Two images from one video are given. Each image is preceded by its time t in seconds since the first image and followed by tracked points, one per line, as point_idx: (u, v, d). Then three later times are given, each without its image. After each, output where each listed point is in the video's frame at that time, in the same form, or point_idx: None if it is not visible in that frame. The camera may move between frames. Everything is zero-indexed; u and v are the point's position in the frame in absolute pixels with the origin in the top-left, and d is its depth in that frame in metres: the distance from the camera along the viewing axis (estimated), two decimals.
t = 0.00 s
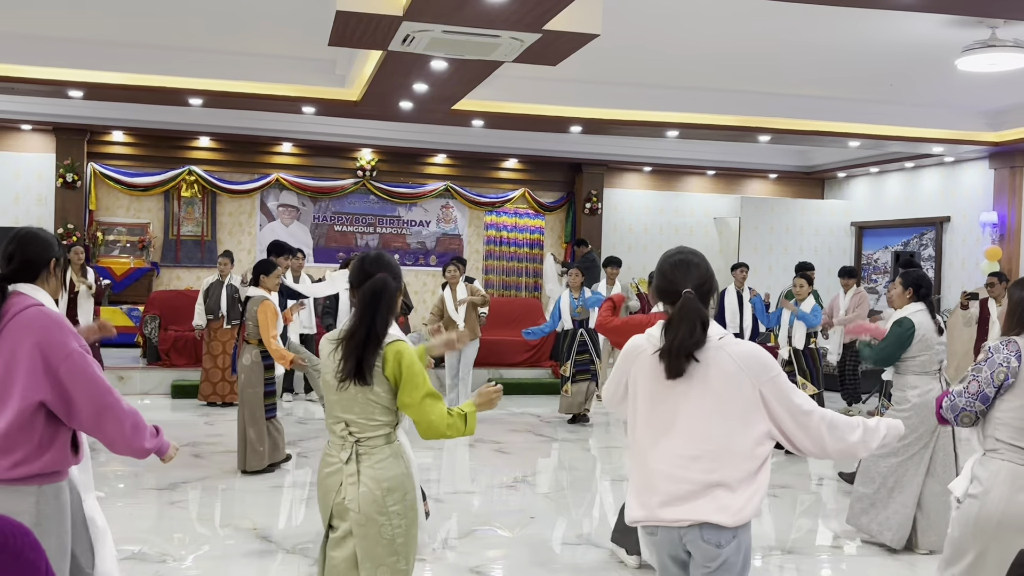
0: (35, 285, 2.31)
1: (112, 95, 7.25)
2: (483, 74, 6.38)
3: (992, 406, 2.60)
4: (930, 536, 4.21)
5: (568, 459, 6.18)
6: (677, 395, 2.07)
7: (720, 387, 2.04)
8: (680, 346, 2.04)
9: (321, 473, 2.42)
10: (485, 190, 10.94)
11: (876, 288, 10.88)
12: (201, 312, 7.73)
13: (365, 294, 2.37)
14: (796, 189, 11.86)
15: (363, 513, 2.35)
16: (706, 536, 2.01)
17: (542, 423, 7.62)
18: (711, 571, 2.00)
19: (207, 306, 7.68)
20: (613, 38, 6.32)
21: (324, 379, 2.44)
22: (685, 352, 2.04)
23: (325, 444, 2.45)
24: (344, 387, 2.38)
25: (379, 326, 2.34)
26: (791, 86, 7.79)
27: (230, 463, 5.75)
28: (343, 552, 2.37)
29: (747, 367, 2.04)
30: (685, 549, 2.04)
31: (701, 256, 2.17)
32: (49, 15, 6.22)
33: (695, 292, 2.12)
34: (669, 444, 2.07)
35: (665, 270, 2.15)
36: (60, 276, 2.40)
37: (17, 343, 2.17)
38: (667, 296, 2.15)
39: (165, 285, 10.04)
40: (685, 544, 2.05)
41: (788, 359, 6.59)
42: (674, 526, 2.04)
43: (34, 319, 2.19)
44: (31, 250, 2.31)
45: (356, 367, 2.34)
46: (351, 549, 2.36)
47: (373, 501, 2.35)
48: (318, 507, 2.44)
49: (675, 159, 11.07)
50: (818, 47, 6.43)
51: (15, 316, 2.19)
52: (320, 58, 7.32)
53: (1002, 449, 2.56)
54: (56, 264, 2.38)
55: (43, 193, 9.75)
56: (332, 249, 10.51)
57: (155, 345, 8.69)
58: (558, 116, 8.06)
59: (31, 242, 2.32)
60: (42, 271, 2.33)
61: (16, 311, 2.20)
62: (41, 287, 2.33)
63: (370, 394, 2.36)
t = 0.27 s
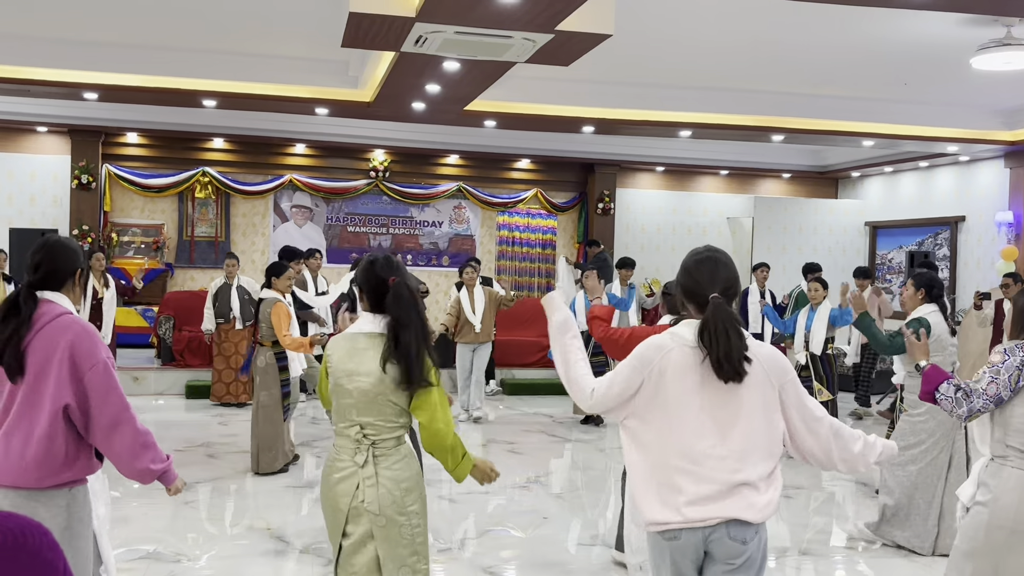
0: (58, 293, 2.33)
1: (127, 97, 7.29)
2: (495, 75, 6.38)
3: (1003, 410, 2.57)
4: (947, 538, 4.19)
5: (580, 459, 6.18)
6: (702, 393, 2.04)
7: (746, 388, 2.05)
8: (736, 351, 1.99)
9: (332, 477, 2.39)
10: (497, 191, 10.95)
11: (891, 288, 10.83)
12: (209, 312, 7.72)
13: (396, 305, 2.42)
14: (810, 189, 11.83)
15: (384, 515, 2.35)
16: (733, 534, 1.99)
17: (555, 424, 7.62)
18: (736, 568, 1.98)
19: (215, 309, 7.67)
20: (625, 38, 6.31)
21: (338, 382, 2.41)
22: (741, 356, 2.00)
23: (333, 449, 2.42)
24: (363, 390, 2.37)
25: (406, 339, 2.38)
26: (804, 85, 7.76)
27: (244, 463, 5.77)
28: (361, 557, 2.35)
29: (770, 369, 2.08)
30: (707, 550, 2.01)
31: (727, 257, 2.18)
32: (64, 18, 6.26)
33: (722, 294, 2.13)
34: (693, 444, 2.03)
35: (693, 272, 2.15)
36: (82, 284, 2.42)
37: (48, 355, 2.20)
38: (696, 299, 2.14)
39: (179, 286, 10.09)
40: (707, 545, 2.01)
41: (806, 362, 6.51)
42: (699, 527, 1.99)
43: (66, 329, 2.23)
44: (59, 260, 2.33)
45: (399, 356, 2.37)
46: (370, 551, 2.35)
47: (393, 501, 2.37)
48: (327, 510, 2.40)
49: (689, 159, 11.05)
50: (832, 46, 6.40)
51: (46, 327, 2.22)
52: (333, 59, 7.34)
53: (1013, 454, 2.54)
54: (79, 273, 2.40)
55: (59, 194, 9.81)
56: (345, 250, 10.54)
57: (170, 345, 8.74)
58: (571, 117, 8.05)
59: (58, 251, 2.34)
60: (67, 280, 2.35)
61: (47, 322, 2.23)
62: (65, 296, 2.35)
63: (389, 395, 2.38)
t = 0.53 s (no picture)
0: (73, 288, 2.34)
1: (144, 98, 7.33)
2: (511, 74, 6.38)
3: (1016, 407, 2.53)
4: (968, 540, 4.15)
5: (597, 459, 6.16)
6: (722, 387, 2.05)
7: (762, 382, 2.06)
8: (736, 350, 2.01)
9: (335, 467, 2.26)
10: (513, 190, 10.94)
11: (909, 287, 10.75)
12: (230, 305, 7.68)
13: (375, 292, 2.34)
14: (828, 187, 11.76)
15: (397, 503, 2.25)
16: (749, 524, 2.00)
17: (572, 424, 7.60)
18: (751, 560, 1.99)
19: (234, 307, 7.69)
20: (641, 37, 6.29)
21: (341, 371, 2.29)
22: (743, 355, 2.01)
23: (335, 440, 2.29)
24: (374, 378, 2.28)
25: (397, 329, 2.30)
26: (822, 83, 7.71)
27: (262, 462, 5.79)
28: (370, 549, 2.22)
29: (785, 363, 2.10)
30: (721, 542, 2.01)
31: (745, 252, 2.18)
32: (82, 20, 6.30)
33: (738, 288, 2.13)
34: (708, 435, 2.04)
35: (708, 263, 2.15)
36: (94, 280, 2.44)
37: (78, 352, 2.27)
38: (711, 294, 2.15)
39: (198, 286, 10.14)
40: (719, 537, 2.01)
41: (828, 359, 6.43)
42: (715, 518, 1.99)
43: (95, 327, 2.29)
44: (75, 257, 2.34)
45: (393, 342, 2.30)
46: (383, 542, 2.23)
47: (403, 488, 2.27)
48: (329, 503, 2.24)
49: (705, 157, 11.00)
50: (849, 44, 6.36)
51: (72, 325, 2.27)
52: (350, 60, 7.36)
53: None
54: (93, 270, 2.42)
55: (78, 196, 9.88)
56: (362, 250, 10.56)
57: (188, 345, 8.79)
58: (586, 116, 8.04)
59: (75, 249, 2.35)
60: (82, 278, 2.37)
61: (71, 320, 2.28)
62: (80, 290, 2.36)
63: (399, 382, 2.31)
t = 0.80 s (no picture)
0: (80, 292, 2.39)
1: (167, 100, 7.39)
2: (531, 74, 6.38)
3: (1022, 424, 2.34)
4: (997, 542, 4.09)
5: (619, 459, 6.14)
6: (722, 387, 2.09)
7: (766, 383, 2.09)
8: (745, 351, 2.05)
9: (319, 473, 2.35)
10: (533, 190, 10.93)
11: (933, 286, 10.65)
12: (263, 304, 7.75)
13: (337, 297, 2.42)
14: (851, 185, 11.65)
15: (380, 508, 2.38)
16: (746, 524, 2.02)
17: (592, 423, 7.58)
18: (747, 560, 2.01)
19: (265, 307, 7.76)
20: (661, 35, 6.28)
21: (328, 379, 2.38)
22: (752, 356, 2.06)
23: (319, 446, 2.39)
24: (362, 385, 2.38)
25: (365, 327, 2.40)
26: (844, 81, 7.66)
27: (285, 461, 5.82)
28: (354, 550, 2.36)
29: (790, 366, 2.12)
30: (717, 541, 2.04)
31: (756, 256, 2.22)
32: (106, 23, 6.36)
33: (744, 290, 2.17)
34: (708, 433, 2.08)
35: (713, 265, 2.20)
36: (98, 285, 2.48)
37: (92, 357, 2.33)
38: (718, 295, 2.19)
39: (220, 286, 10.20)
40: (716, 535, 2.03)
41: (858, 359, 6.32)
42: (711, 514, 2.02)
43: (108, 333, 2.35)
44: (81, 261, 2.38)
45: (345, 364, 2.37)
46: (365, 542, 2.37)
47: (387, 493, 2.40)
48: (311, 509, 2.33)
49: (727, 155, 10.93)
50: (871, 40, 6.32)
51: (88, 330, 2.33)
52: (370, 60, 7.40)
53: None
54: (98, 275, 2.46)
55: (101, 197, 9.97)
56: (383, 250, 10.59)
57: (211, 345, 8.85)
58: (606, 115, 8.02)
59: (81, 254, 2.39)
60: (86, 282, 2.42)
61: (86, 325, 2.33)
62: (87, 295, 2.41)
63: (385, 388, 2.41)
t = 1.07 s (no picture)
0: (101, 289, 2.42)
1: (197, 102, 7.47)
2: (558, 73, 6.38)
3: None
4: None
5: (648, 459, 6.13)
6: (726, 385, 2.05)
7: (771, 382, 2.02)
8: (741, 348, 2.00)
9: (333, 463, 2.40)
10: (560, 189, 10.93)
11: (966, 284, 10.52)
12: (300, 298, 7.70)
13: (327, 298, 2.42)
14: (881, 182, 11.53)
15: (391, 497, 2.39)
16: (749, 529, 1.99)
17: (621, 423, 7.57)
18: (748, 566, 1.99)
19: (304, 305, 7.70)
20: (689, 33, 6.25)
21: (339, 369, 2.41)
22: (747, 354, 2.00)
23: (335, 437, 2.43)
24: (368, 376, 2.39)
25: (342, 318, 2.37)
26: (874, 77, 7.58)
27: (315, 459, 5.87)
28: (370, 542, 2.37)
29: (799, 364, 2.03)
30: (723, 545, 2.01)
31: (769, 259, 2.16)
32: (137, 26, 6.44)
33: (752, 290, 2.12)
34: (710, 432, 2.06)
35: (723, 265, 2.16)
36: (116, 281, 2.51)
37: (118, 351, 2.36)
38: (723, 293, 2.16)
39: (251, 287, 10.30)
40: (721, 538, 2.01)
41: (897, 359, 6.37)
42: (714, 517, 2.00)
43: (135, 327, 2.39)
44: (99, 260, 2.42)
45: (319, 358, 2.38)
46: (381, 533, 2.38)
47: (399, 484, 2.41)
48: (326, 498, 2.38)
49: (756, 153, 10.86)
50: (902, 36, 6.25)
51: (113, 325, 2.36)
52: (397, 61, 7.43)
53: None
54: (116, 273, 2.49)
55: (134, 199, 10.10)
56: (411, 249, 10.63)
57: (241, 345, 8.95)
58: (633, 113, 8.00)
59: (99, 253, 2.42)
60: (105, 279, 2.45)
61: (111, 320, 2.36)
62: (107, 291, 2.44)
63: (390, 378, 2.42)
